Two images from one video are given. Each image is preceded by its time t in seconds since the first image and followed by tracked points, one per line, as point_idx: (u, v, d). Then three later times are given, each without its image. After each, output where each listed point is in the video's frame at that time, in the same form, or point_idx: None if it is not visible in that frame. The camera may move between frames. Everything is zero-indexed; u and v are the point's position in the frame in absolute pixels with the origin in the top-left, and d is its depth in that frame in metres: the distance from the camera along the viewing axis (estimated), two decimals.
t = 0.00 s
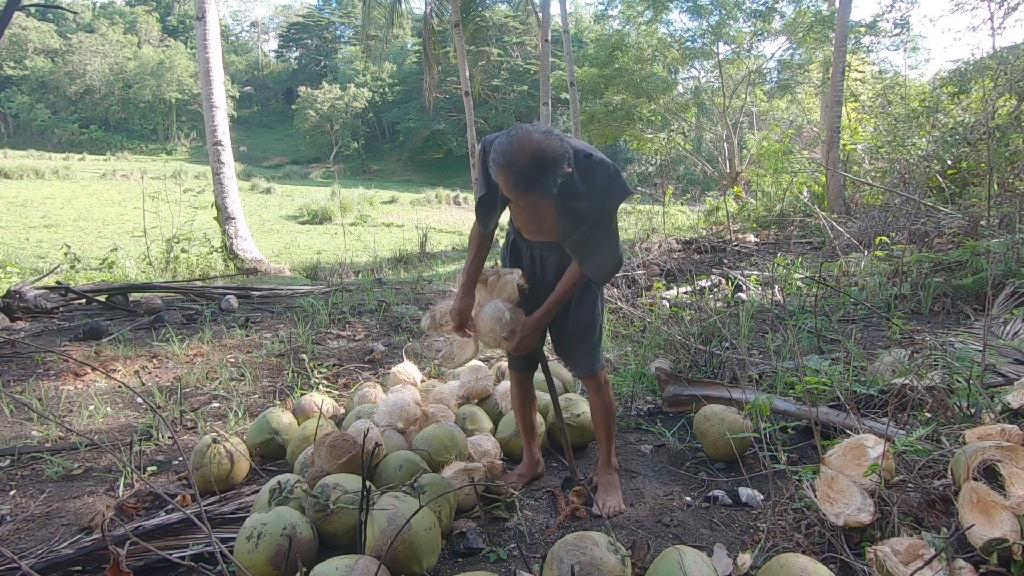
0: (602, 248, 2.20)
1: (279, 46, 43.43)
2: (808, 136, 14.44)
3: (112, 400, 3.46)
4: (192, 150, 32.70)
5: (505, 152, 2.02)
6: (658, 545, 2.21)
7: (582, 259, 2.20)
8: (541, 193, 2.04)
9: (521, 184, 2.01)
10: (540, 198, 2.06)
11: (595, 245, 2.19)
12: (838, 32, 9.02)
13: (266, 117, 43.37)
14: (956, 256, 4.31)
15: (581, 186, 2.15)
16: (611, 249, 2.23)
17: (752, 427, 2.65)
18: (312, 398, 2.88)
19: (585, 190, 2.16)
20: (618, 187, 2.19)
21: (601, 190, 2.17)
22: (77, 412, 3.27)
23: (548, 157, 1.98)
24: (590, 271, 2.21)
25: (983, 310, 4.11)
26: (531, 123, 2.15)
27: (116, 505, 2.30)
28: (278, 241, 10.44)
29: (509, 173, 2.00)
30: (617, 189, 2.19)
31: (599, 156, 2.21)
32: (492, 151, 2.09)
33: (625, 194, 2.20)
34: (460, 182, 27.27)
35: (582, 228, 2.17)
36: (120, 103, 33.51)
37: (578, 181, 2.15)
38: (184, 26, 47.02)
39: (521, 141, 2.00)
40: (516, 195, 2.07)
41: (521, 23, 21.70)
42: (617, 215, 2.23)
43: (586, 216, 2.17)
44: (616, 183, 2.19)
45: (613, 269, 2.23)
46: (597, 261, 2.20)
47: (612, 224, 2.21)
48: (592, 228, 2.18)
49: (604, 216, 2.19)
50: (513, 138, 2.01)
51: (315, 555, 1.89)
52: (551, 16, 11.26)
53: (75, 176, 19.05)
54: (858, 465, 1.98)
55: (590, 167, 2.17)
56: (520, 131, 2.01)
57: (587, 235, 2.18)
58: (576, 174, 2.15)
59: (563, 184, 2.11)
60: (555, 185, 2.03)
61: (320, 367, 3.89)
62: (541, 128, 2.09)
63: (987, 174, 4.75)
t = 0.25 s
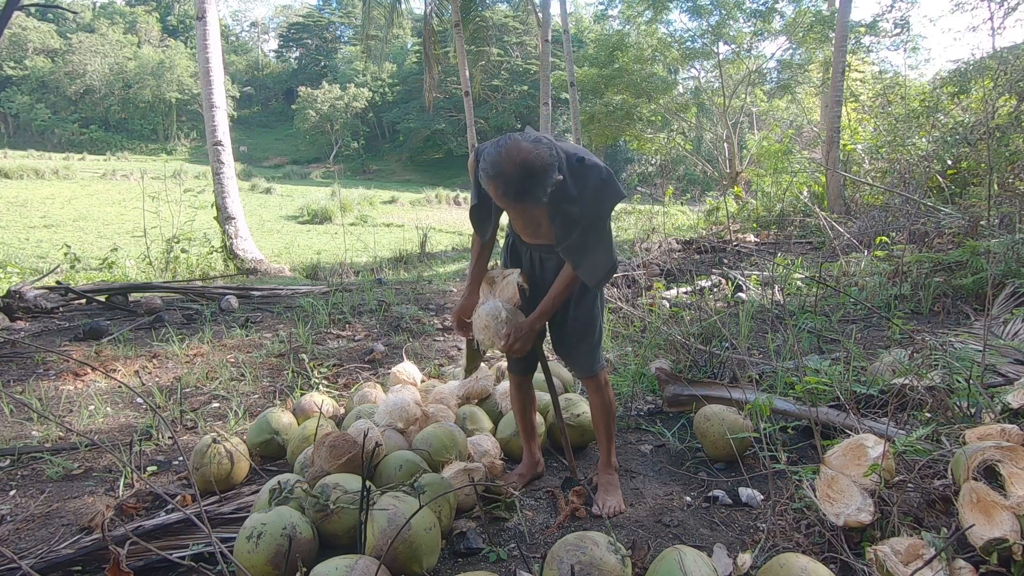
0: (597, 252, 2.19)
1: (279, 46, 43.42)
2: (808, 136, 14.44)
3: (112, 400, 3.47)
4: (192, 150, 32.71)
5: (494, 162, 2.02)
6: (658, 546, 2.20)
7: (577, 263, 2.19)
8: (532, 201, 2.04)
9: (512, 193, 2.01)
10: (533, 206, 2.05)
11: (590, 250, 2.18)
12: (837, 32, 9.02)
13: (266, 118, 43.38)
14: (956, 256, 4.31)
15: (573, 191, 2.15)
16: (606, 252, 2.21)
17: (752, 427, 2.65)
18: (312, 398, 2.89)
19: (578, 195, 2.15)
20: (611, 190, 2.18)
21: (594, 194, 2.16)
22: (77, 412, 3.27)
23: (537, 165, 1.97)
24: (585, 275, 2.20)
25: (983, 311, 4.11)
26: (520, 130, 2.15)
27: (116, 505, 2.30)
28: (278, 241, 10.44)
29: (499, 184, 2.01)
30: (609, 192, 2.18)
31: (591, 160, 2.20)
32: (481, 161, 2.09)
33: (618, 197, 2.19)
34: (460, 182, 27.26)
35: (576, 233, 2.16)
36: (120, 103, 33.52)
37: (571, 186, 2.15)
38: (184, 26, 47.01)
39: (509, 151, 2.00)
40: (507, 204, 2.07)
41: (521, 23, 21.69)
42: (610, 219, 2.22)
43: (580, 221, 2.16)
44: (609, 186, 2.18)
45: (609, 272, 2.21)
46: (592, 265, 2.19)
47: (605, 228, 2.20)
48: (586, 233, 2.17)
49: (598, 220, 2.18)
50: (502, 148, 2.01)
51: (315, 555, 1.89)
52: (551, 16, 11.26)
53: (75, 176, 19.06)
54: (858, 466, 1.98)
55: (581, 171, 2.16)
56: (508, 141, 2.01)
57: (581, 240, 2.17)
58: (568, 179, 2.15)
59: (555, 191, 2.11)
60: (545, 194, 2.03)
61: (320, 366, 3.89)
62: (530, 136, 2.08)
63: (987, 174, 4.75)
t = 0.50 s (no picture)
0: (590, 259, 2.18)
1: (279, 46, 43.42)
2: (808, 136, 14.43)
3: (112, 400, 3.47)
4: (192, 150, 32.71)
5: (479, 177, 2.03)
6: (658, 546, 2.20)
7: (571, 271, 2.18)
8: (521, 213, 2.05)
9: (499, 208, 2.02)
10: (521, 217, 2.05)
11: (583, 257, 2.17)
12: (838, 32, 9.02)
13: (266, 118, 43.39)
14: (956, 256, 4.30)
15: (563, 199, 2.14)
16: (598, 258, 2.20)
17: (752, 427, 2.65)
18: (312, 398, 2.88)
19: (568, 203, 2.14)
20: (601, 196, 2.18)
21: (583, 201, 2.16)
22: (77, 412, 3.27)
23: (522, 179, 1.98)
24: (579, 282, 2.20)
25: (983, 311, 4.11)
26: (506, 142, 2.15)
27: (116, 505, 2.30)
28: (278, 241, 10.44)
29: (486, 200, 2.02)
30: (599, 199, 2.18)
31: (580, 167, 2.19)
32: (467, 177, 2.11)
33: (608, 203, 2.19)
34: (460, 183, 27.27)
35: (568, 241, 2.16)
36: (120, 103, 33.52)
37: (560, 194, 2.14)
38: (184, 26, 47.00)
39: (495, 165, 2.01)
40: (497, 218, 2.08)
41: (521, 23, 21.68)
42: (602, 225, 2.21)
43: (571, 230, 2.15)
44: (598, 192, 2.18)
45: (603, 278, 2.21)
46: (586, 272, 2.18)
47: (598, 235, 2.19)
48: (578, 241, 2.16)
49: (589, 227, 2.17)
50: (487, 163, 2.02)
51: (315, 555, 1.89)
52: (551, 16, 11.26)
53: (76, 176, 19.07)
54: (858, 466, 1.98)
55: (570, 180, 2.16)
56: (493, 157, 2.01)
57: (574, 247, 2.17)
58: (557, 187, 2.14)
59: (543, 201, 2.11)
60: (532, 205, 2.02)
61: (320, 366, 3.89)
62: (515, 149, 2.08)
63: (987, 173, 4.75)
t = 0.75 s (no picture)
0: (580, 263, 2.19)
1: (279, 46, 43.42)
2: (808, 136, 14.44)
3: (112, 400, 3.47)
4: (192, 150, 32.71)
5: (467, 184, 2.02)
6: (658, 546, 2.20)
7: (562, 275, 2.19)
8: (509, 219, 2.05)
9: (486, 214, 2.01)
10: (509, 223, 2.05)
11: (574, 261, 2.18)
12: (838, 32, 9.02)
13: (266, 118, 43.39)
14: (956, 256, 4.30)
15: (552, 204, 2.15)
16: (588, 262, 2.21)
17: (752, 427, 2.65)
18: (313, 398, 2.88)
19: (558, 208, 2.15)
20: (590, 202, 2.19)
21: (573, 206, 2.16)
22: (77, 412, 3.27)
23: (510, 186, 1.98)
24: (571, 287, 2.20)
25: (983, 311, 4.11)
26: (493, 148, 2.14)
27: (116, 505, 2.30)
28: (278, 241, 10.43)
29: (473, 208, 2.02)
30: (589, 204, 2.19)
31: (571, 173, 2.21)
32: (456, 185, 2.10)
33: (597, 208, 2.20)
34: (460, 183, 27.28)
35: (558, 246, 2.17)
36: (120, 103, 33.52)
37: (550, 199, 2.15)
38: (184, 26, 47.00)
39: (482, 173, 2.00)
40: (487, 226, 2.08)
41: (522, 23, 21.68)
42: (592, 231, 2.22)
43: (560, 234, 2.16)
44: (588, 198, 2.19)
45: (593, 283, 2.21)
46: (576, 278, 2.19)
47: (587, 240, 2.20)
48: (568, 245, 2.17)
49: (579, 231, 2.18)
50: (475, 169, 2.02)
51: (315, 555, 1.89)
52: (551, 16, 11.26)
53: (76, 176, 19.07)
54: (859, 465, 1.97)
55: (559, 184, 2.17)
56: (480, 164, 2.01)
57: (563, 252, 2.18)
58: (547, 192, 2.15)
59: (532, 205, 2.11)
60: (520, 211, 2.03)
61: (320, 366, 3.89)
62: (502, 155, 2.09)
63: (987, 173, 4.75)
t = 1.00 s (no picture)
0: (580, 267, 2.18)
1: (279, 46, 43.42)
2: (808, 136, 14.44)
3: (112, 400, 3.47)
4: (192, 150, 32.71)
5: (468, 186, 2.05)
6: (658, 546, 2.20)
7: (563, 278, 2.19)
8: (509, 221, 2.05)
9: (485, 214, 2.02)
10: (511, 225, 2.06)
11: (575, 264, 2.17)
12: (838, 32, 9.02)
13: (266, 118, 43.38)
14: (956, 256, 4.30)
15: (554, 207, 2.15)
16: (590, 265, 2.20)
17: (752, 427, 2.65)
18: (313, 398, 2.88)
19: (558, 211, 2.15)
20: (592, 206, 2.19)
21: (576, 209, 2.16)
22: (77, 412, 3.27)
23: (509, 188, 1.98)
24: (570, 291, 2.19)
25: (983, 311, 4.11)
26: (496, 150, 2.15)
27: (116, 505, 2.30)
28: (277, 241, 10.43)
29: (476, 211, 2.03)
30: (590, 208, 2.19)
31: (575, 176, 2.21)
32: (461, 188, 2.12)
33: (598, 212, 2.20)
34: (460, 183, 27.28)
35: (558, 249, 2.17)
36: (120, 103, 33.52)
37: (551, 202, 2.15)
38: (184, 26, 46.99)
39: (484, 175, 2.02)
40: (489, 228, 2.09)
41: (522, 22, 21.68)
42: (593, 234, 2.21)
43: (561, 237, 2.16)
44: (590, 201, 2.19)
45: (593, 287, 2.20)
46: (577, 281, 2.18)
47: (588, 244, 2.19)
48: (569, 248, 2.17)
49: (580, 235, 2.17)
50: (477, 172, 2.04)
51: (315, 555, 1.89)
52: (551, 16, 11.26)
53: (76, 176, 19.07)
54: (859, 465, 1.97)
55: (561, 188, 2.17)
56: (481, 168, 2.03)
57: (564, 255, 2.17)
58: (549, 195, 2.15)
59: (533, 209, 2.12)
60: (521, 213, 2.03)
61: (320, 366, 3.89)
62: (504, 158, 2.09)
63: (987, 173, 4.74)
